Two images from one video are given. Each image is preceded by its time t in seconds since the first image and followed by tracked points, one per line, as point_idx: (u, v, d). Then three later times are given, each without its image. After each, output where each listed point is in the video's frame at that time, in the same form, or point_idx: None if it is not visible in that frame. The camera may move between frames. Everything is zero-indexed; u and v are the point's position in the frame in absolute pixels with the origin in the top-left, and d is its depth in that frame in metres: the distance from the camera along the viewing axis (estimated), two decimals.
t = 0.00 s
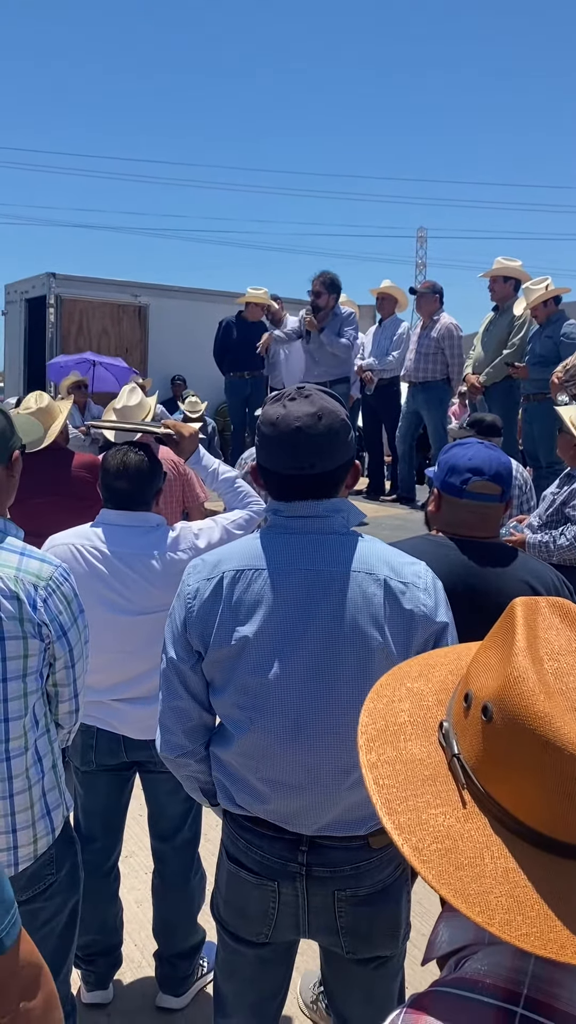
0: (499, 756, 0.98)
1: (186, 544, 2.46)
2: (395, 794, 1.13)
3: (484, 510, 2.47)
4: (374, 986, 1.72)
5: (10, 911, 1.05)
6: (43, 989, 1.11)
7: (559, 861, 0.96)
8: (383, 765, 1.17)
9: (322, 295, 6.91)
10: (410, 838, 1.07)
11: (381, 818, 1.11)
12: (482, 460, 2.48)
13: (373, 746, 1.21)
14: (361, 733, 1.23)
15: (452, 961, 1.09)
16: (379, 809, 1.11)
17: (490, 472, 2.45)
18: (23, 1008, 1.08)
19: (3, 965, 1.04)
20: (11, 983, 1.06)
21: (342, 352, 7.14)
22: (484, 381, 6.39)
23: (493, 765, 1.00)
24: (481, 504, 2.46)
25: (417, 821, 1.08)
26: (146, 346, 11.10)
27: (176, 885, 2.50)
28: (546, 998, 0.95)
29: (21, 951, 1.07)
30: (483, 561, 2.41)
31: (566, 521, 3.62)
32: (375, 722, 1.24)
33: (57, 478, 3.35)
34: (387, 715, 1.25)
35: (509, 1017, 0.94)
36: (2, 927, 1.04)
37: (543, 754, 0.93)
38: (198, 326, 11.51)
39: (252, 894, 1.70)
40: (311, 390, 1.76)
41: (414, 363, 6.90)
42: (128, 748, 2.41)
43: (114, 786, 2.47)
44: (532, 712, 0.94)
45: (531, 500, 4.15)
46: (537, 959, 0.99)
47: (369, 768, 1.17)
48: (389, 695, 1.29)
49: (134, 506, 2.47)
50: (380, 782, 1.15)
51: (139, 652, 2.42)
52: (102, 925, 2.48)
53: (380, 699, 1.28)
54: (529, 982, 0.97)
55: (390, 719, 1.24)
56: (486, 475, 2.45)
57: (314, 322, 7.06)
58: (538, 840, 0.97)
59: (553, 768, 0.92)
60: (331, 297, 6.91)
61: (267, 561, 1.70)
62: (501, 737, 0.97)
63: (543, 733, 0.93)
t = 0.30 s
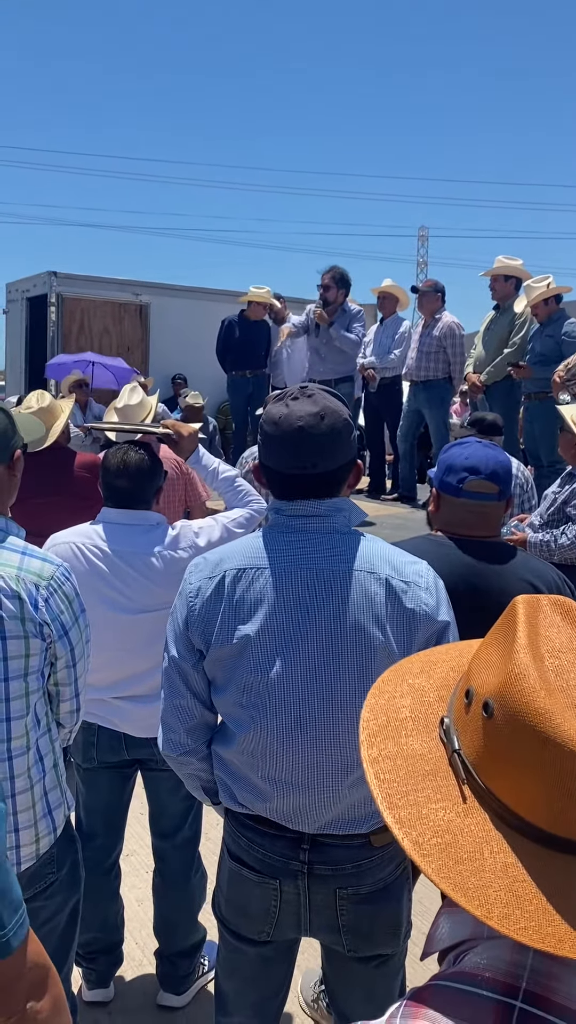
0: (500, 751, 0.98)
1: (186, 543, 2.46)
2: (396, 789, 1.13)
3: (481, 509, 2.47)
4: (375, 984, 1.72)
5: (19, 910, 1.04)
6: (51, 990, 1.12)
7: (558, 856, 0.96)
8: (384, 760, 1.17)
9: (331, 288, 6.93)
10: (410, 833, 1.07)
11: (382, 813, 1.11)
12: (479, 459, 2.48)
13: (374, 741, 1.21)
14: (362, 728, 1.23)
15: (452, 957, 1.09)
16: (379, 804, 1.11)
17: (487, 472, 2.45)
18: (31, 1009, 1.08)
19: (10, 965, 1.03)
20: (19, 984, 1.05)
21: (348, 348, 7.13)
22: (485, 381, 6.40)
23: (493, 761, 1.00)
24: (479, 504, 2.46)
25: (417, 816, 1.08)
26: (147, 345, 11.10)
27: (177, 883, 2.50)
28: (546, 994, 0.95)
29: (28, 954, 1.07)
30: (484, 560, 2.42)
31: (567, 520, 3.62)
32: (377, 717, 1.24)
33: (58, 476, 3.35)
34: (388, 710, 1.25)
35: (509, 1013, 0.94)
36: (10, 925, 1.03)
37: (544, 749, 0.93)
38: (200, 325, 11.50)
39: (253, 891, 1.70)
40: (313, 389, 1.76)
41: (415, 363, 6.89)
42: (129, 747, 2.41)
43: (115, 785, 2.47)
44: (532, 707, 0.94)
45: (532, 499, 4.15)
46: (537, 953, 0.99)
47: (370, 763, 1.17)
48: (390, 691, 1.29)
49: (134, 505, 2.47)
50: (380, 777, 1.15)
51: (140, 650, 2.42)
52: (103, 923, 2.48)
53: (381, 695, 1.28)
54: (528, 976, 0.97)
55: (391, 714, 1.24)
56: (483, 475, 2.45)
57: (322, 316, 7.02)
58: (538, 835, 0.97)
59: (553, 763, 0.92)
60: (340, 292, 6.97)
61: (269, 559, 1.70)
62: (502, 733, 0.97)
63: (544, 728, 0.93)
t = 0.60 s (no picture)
0: (499, 751, 0.98)
1: (189, 542, 2.45)
2: (396, 790, 1.12)
3: (483, 509, 2.46)
4: (377, 984, 1.72)
5: (14, 909, 1.04)
6: (47, 990, 1.10)
7: (559, 854, 0.96)
8: (383, 761, 1.17)
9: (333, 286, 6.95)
10: (411, 834, 1.07)
11: (382, 814, 1.11)
12: (481, 459, 2.47)
13: (373, 743, 1.21)
14: (361, 730, 1.23)
15: (453, 956, 1.09)
16: (379, 806, 1.11)
17: (488, 471, 2.44)
18: (26, 1011, 1.07)
19: (5, 966, 1.02)
20: (13, 985, 1.04)
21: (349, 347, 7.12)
22: (488, 380, 6.40)
23: (493, 761, 1.00)
24: (481, 504, 2.46)
25: (418, 817, 1.08)
26: (149, 344, 11.09)
27: (179, 882, 2.50)
28: (549, 993, 0.95)
29: (24, 954, 1.06)
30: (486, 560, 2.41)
31: (570, 520, 3.61)
32: (375, 719, 1.24)
33: (61, 475, 3.35)
34: (387, 712, 1.25)
35: (512, 1013, 0.94)
36: (5, 925, 1.02)
37: (544, 748, 0.92)
38: (202, 324, 11.50)
39: (256, 891, 1.70)
40: (317, 387, 1.75)
41: (418, 362, 6.89)
42: (132, 745, 2.41)
43: (117, 784, 2.47)
44: (532, 707, 0.94)
45: (535, 499, 4.14)
46: (539, 953, 0.99)
47: (369, 765, 1.17)
48: (388, 692, 1.28)
49: (137, 504, 2.47)
50: (380, 778, 1.15)
51: (142, 649, 2.42)
52: (105, 922, 2.48)
53: (379, 696, 1.28)
54: (531, 976, 0.97)
55: (390, 715, 1.24)
56: (483, 474, 2.44)
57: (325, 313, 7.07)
58: (539, 834, 0.97)
59: (553, 762, 0.92)
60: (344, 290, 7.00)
61: (272, 559, 1.70)
62: (501, 732, 0.97)
63: (544, 727, 0.93)
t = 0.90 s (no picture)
0: (499, 753, 0.97)
1: (193, 541, 2.45)
2: (397, 793, 1.12)
3: (488, 508, 2.45)
4: (380, 983, 1.71)
5: (14, 906, 1.03)
6: (47, 988, 1.10)
7: (560, 856, 0.95)
8: (384, 765, 1.16)
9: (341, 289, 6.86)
10: (412, 837, 1.06)
11: (383, 817, 1.10)
12: (485, 459, 2.46)
13: (374, 746, 1.20)
14: (362, 733, 1.22)
15: (455, 957, 1.09)
16: (380, 809, 1.10)
17: (493, 470, 2.44)
18: (26, 1007, 1.06)
19: (4, 962, 1.02)
20: (13, 981, 1.04)
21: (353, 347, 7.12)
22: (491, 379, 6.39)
23: (494, 764, 0.99)
24: (486, 503, 2.45)
25: (419, 820, 1.08)
26: (152, 344, 11.10)
27: (182, 881, 2.50)
28: (551, 994, 0.94)
29: (24, 951, 1.06)
30: (490, 559, 2.40)
31: (573, 519, 3.60)
32: (376, 722, 1.24)
33: (64, 475, 3.35)
34: (387, 715, 1.24)
35: (514, 1013, 0.93)
36: (4, 921, 1.02)
37: (544, 750, 0.92)
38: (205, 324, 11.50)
39: (258, 890, 1.70)
40: (320, 387, 1.75)
41: (422, 362, 6.88)
42: (135, 744, 2.41)
43: (120, 784, 2.47)
44: (532, 708, 0.94)
45: (538, 498, 4.13)
46: (541, 955, 0.98)
47: (370, 769, 1.16)
48: (389, 695, 1.28)
49: (141, 503, 2.47)
50: (381, 781, 1.14)
51: (146, 649, 2.42)
52: (108, 921, 2.48)
53: (380, 699, 1.28)
54: (533, 977, 0.97)
55: (390, 718, 1.23)
56: (487, 474, 2.43)
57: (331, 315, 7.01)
58: (541, 836, 0.96)
59: (554, 763, 0.91)
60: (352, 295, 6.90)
61: (274, 558, 1.70)
62: (502, 735, 0.97)
63: (544, 729, 0.92)
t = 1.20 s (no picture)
0: (505, 757, 0.98)
1: (197, 541, 2.45)
2: (402, 797, 1.12)
3: (491, 508, 2.46)
4: (384, 984, 1.72)
5: (20, 902, 1.04)
6: (52, 982, 1.10)
7: (566, 861, 0.95)
8: (389, 767, 1.17)
9: (348, 291, 6.81)
10: (417, 841, 1.07)
11: (388, 821, 1.11)
12: (486, 459, 2.47)
13: (379, 749, 1.21)
14: (367, 736, 1.23)
15: (460, 959, 1.09)
16: (386, 813, 1.11)
17: (495, 468, 2.45)
18: (31, 1002, 1.06)
19: (10, 958, 1.02)
20: (19, 976, 1.04)
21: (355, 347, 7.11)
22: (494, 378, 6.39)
23: (499, 768, 0.99)
24: (489, 502, 2.46)
25: (424, 824, 1.08)
26: (155, 343, 11.10)
27: (186, 880, 2.50)
28: (556, 999, 0.95)
29: (29, 947, 1.06)
30: (493, 559, 2.41)
31: None
32: (381, 724, 1.24)
33: (69, 474, 3.36)
34: (393, 717, 1.24)
35: (519, 1017, 0.93)
36: (10, 917, 1.02)
37: (550, 755, 0.92)
38: (208, 323, 11.50)
39: (262, 890, 1.70)
40: (323, 387, 1.75)
41: (426, 361, 6.87)
42: (139, 743, 2.42)
43: (124, 782, 2.48)
44: (538, 713, 0.94)
45: (541, 497, 4.13)
46: (546, 959, 0.99)
47: (375, 772, 1.17)
48: (395, 697, 1.28)
49: (145, 503, 2.47)
50: (386, 784, 1.15)
51: (150, 648, 2.43)
52: (112, 921, 2.49)
53: (385, 701, 1.28)
54: (538, 982, 0.97)
55: (396, 720, 1.24)
56: (490, 472, 2.44)
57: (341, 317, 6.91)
58: (546, 841, 0.96)
59: (559, 769, 0.92)
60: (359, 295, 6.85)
61: (279, 559, 1.70)
62: (507, 739, 0.97)
63: (549, 734, 0.92)
